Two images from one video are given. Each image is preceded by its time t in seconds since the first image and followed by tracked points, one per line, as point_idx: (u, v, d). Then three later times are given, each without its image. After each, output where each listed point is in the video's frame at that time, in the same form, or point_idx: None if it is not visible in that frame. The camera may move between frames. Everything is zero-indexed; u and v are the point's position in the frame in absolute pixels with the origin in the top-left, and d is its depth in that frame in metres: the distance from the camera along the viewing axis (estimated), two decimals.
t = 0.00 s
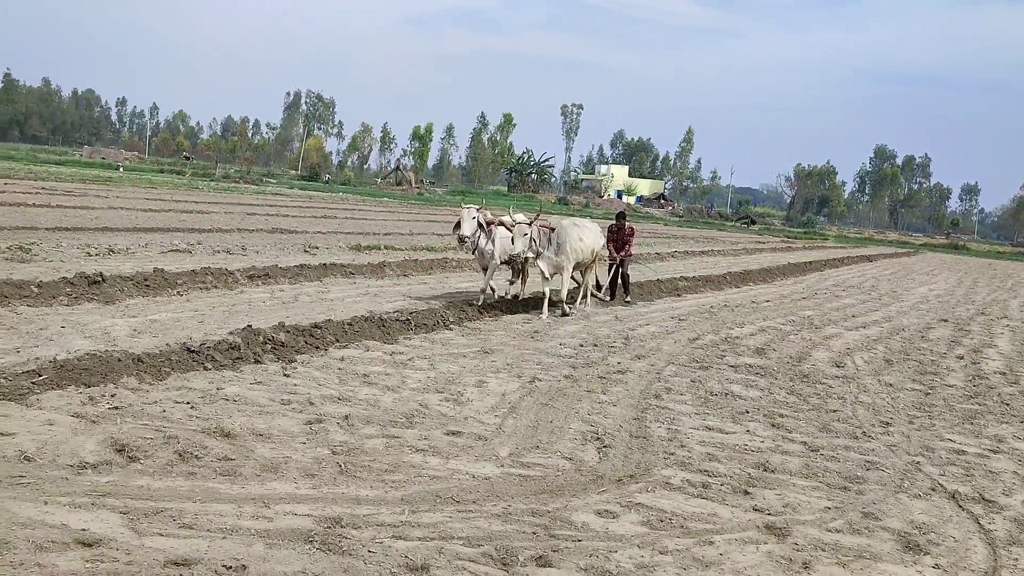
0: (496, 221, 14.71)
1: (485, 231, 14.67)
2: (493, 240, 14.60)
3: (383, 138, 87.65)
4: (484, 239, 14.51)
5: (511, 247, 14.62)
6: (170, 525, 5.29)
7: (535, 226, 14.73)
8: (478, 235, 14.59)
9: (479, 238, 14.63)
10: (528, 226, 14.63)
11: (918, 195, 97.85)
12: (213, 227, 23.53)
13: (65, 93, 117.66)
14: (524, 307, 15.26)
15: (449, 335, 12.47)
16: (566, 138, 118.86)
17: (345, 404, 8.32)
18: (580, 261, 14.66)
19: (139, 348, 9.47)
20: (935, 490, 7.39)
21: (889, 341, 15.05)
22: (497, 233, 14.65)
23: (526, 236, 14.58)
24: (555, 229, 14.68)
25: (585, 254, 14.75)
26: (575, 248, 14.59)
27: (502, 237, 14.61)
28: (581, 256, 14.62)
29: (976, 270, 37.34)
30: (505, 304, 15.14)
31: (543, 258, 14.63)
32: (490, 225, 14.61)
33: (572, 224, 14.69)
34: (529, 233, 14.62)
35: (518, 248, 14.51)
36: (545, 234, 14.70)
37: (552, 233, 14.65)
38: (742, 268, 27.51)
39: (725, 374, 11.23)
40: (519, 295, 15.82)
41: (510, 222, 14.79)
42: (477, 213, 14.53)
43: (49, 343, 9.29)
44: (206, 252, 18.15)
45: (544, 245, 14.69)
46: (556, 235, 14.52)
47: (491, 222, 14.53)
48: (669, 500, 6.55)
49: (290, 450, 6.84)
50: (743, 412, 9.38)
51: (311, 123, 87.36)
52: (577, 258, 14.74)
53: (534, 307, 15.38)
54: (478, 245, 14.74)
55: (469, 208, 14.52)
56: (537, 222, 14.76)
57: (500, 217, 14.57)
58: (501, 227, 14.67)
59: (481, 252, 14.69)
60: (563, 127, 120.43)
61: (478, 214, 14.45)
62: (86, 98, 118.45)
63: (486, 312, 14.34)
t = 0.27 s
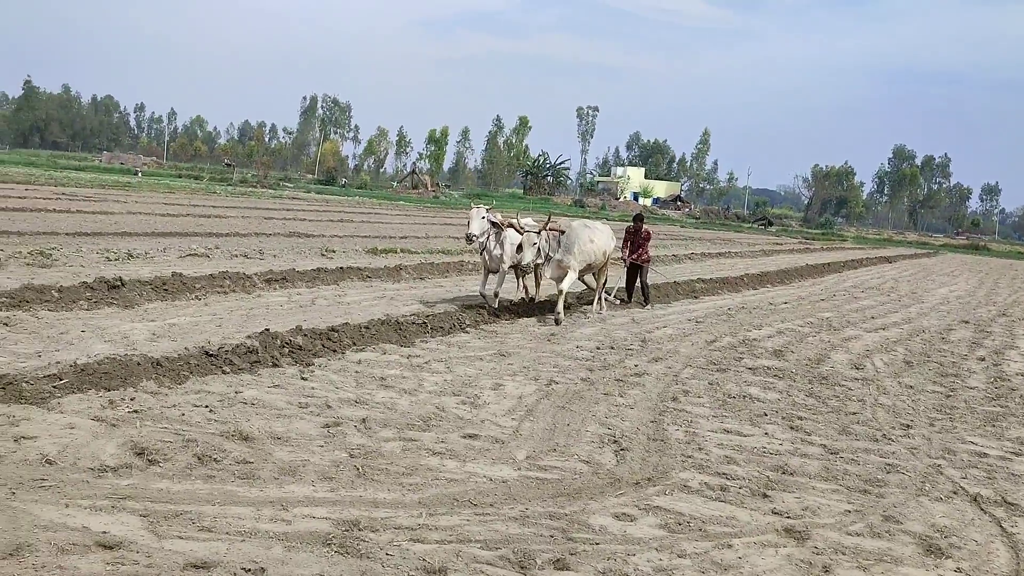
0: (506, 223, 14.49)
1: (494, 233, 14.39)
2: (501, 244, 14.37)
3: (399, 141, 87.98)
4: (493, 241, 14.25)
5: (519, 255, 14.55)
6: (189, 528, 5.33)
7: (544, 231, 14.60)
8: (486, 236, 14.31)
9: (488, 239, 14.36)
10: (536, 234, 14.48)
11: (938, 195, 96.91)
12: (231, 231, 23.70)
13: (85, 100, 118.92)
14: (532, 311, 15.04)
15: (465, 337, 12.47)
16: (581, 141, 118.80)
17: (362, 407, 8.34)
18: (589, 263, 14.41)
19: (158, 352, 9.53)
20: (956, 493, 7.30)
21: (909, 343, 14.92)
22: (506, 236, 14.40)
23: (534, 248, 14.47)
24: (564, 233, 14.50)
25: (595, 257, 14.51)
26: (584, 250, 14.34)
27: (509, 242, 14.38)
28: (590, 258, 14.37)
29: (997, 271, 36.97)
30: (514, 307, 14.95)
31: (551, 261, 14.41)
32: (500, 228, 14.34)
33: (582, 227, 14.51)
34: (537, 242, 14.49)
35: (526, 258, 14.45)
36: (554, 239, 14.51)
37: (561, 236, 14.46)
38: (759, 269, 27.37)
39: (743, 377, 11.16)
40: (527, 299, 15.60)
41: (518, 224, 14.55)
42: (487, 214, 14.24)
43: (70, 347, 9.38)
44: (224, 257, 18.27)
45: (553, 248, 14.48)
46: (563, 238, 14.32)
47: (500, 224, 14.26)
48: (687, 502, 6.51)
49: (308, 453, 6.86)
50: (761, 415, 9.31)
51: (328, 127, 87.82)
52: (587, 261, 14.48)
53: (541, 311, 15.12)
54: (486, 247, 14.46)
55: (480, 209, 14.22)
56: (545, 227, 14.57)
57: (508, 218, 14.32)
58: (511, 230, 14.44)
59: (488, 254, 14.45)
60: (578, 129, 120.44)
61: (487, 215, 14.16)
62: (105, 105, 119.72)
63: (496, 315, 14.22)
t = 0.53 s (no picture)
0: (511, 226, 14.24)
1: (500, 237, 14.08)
2: (509, 247, 14.06)
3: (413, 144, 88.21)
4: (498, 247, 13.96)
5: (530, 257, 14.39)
6: (204, 530, 5.34)
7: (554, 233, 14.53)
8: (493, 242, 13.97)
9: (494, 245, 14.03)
10: (546, 236, 14.25)
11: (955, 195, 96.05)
12: (247, 235, 23.81)
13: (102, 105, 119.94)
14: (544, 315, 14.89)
15: (479, 340, 12.46)
16: (594, 142, 118.67)
17: (376, 409, 8.34)
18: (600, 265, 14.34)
19: (174, 355, 9.59)
20: (975, 495, 7.22)
21: (926, 344, 14.78)
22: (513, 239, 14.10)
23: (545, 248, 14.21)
24: (573, 235, 14.49)
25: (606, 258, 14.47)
26: (595, 252, 14.28)
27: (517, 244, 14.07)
28: (601, 260, 14.32)
29: (1015, 272, 36.59)
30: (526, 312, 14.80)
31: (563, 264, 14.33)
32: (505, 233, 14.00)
33: (592, 229, 14.49)
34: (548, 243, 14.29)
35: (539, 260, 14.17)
36: (564, 241, 14.43)
37: (571, 239, 14.40)
38: (774, 271, 27.22)
39: (758, 379, 11.09)
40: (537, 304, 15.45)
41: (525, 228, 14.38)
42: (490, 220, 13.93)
43: (87, 350, 9.45)
44: (239, 260, 18.36)
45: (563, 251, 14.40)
46: (574, 239, 14.30)
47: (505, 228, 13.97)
48: (702, 505, 6.47)
49: (322, 455, 6.87)
50: (777, 417, 9.25)
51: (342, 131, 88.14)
52: (598, 263, 14.41)
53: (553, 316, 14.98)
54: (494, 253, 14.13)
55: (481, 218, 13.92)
56: (554, 230, 14.50)
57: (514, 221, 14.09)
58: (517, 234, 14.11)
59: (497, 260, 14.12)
60: (592, 131, 120.31)
61: (490, 222, 13.85)
62: (122, 110, 120.71)
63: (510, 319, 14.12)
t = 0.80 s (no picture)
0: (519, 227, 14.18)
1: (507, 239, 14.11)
2: (515, 249, 14.00)
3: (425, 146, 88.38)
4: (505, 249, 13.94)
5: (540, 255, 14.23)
6: (219, 532, 5.35)
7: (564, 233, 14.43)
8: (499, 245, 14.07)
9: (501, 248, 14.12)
10: (555, 231, 14.22)
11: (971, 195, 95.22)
12: (260, 237, 23.91)
13: (117, 109, 120.80)
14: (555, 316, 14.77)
15: (491, 341, 12.45)
16: (607, 143, 118.51)
17: (390, 411, 8.34)
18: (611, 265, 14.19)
19: (188, 357, 9.63)
20: (993, 498, 7.13)
21: (942, 345, 14.64)
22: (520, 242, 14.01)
23: (554, 243, 14.13)
24: (583, 234, 14.35)
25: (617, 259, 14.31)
26: (606, 252, 14.15)
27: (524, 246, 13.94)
28: (612, 260, 14.17)
29: None
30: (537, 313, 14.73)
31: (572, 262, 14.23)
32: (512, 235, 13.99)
33: (603, 228, 14.34)
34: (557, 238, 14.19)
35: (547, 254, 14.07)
36: (573, 240, 14.35)
37: (580, 238, 14.30)
38: (789, 271, 27.08)
39: (772, 380, 11.03)
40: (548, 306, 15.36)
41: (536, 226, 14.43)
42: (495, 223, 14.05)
43: (102, 352, 9.50)
44: (253, 262, 18.44)
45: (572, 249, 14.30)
46: (583, 239, 14.16)
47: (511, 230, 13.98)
48: (717, 507, 6.43)
49: (336, 457, 6.88)
50: (791, 418, 9.19)
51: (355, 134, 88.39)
52: (609, 263, 14.27)
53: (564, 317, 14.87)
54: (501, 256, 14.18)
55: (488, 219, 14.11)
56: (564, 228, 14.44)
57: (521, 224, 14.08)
58: (525, 236, 14.06)
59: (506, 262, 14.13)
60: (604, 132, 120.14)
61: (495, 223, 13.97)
62: (137, 113, 121.55)
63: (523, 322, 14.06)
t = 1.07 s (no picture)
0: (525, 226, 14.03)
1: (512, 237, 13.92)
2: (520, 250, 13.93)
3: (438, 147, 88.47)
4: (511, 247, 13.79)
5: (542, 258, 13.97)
6: (232, 532, 5.36)
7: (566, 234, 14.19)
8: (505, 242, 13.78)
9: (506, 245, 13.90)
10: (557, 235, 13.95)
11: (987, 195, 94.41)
12: (274, 238, 23.99)
13: (131, 111, 121.51)
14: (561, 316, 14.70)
15: (503, 342, 12.44)
16: (620, 144, 118.28)
17: (402, 412, 8.34)
18: (618, 266, 14.16)
19: (202, 358, 9.67)
20: (1010, 500, 7.06)
21: (958, 346, 14.52)
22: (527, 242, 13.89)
23: (556, 247, 13.90)
24: (587, 234, 14.17)
25: (624, 260, 14.28)
26: (613, 252, 14.07)
27: (530, 248, 13.84)
28: (619, 261, 14.13)
29: None
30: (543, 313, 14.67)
31: (575, 264, 14.05)
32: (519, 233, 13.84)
33: (609, 228, 14.24)
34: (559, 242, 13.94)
35: (550, 260, 13.82)
36: (578, 240, 14.16)
37: (585, 238, 14.11)
38: (803, 272, 26.93)
39: (786, 381, 10.95)
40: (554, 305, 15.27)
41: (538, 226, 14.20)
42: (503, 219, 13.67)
43: (117, 353, 9.55)
44: (266, 263, 18.49)
45: (576, 251, 14.11)
46: (589, 239, 14.02)
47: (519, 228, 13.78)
48: (730, 509, 6.39)
49: (348, 457, 6.88)
50: (805, 420, 9.13)
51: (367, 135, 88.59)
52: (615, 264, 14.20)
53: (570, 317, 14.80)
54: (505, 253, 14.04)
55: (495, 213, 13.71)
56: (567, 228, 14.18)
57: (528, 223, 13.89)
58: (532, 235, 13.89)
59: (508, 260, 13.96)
60: (616, 132, 119.91)
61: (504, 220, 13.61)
62: (151, 116, 122.29)
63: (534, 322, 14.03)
